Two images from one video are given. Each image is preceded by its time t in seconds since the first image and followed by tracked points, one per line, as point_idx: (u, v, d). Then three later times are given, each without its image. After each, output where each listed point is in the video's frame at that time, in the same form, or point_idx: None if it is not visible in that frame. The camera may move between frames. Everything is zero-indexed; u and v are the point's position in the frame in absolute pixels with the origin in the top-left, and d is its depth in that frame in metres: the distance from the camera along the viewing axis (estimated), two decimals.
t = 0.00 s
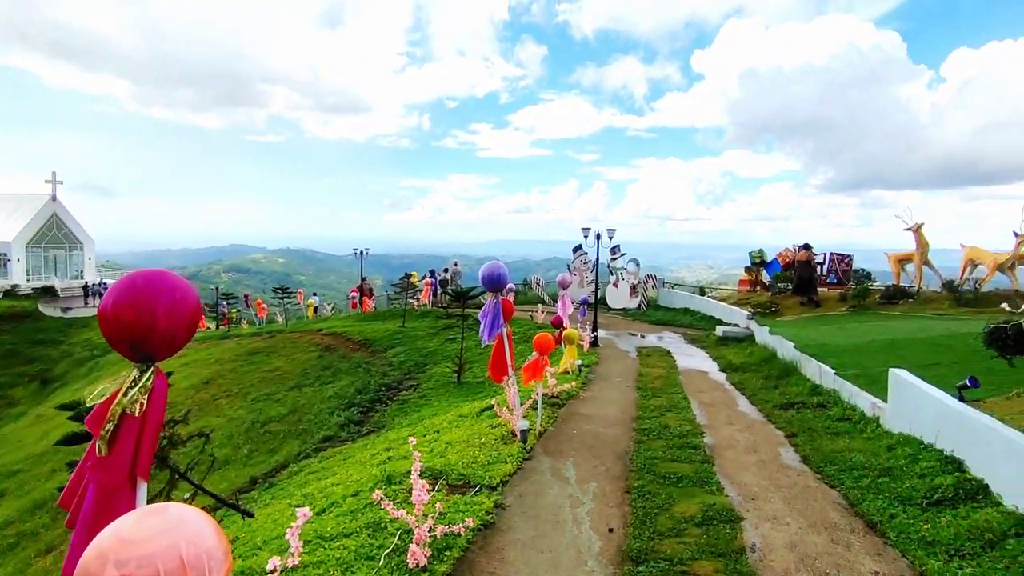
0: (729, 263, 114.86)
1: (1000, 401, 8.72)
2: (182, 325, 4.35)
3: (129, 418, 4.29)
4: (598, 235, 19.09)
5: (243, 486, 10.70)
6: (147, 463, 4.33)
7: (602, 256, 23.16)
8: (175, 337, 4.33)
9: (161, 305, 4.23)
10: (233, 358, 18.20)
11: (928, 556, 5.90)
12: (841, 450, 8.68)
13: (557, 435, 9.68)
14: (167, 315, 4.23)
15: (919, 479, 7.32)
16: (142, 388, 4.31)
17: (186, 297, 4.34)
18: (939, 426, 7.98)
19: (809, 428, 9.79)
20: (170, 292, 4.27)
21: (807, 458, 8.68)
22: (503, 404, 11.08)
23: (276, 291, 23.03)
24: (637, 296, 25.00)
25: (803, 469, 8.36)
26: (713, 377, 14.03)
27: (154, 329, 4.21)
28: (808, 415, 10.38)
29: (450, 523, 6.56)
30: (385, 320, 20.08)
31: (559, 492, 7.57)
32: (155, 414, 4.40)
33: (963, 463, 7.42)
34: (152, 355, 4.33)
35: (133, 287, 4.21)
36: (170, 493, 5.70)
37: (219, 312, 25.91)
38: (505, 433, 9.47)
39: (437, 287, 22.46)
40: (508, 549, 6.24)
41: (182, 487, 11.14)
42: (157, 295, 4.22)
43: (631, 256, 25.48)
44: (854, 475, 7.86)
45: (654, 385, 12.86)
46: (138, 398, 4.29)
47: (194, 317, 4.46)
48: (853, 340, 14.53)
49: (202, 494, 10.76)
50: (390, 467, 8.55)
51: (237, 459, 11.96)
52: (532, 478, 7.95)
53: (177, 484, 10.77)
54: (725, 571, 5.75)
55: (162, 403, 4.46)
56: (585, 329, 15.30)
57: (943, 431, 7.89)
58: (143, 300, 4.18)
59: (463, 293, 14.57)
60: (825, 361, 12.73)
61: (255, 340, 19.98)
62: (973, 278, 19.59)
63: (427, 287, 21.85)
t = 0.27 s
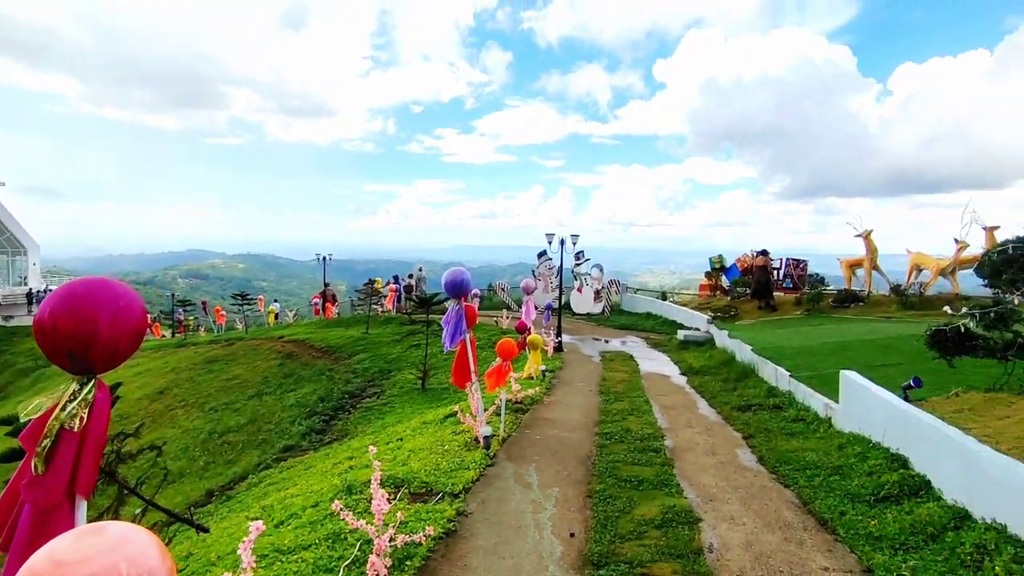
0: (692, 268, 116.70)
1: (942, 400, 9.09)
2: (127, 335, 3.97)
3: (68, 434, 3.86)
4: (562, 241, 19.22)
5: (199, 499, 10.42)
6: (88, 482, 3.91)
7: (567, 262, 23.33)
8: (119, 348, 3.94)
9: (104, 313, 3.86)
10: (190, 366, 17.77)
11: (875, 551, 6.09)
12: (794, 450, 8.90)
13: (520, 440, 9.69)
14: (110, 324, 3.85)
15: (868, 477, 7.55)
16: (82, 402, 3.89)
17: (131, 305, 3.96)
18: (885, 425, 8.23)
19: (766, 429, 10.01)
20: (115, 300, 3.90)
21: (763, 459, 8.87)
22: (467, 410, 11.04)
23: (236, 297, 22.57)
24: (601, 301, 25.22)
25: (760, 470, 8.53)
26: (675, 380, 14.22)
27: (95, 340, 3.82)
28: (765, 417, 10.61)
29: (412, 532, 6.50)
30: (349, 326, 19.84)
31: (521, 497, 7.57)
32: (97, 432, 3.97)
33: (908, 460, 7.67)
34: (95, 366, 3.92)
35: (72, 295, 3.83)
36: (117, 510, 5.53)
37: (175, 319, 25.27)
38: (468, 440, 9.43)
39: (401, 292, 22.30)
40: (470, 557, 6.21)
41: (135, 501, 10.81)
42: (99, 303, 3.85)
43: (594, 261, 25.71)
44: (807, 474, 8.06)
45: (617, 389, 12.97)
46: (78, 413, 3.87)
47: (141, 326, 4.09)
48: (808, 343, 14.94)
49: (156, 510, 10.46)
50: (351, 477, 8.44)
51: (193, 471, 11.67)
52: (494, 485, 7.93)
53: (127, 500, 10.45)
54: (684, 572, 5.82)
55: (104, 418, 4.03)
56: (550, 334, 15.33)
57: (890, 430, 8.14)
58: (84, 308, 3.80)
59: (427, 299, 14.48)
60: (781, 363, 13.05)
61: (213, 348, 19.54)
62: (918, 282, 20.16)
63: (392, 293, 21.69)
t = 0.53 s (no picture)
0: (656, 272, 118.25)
1: (891, 399, 9.38)
2: (68, 344, 3.80)
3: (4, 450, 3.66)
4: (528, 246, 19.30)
5: (154, 513, 10.13)
6: (26, 500, 3.71)
7: (533, 266, 23.41)
8: (58, 357, 3.78)
9: (41, 321, 3.70)
10: (146, 375, 17.27)
11: (827, 547, 6.25)
12: (753, 450, 9.08)
13: (484, 446, 9.67)
14: (48, 333, 3.69)
15: (821, 475, 7.74)
16: (19, 415, 3.70)
17: (71, 313, 3.81)
18: (838, 424, 8.45)
19: (726, 430, 10.19)
20: (53, 308, 3.74)
21: (723, 460, 9.04)
22: (432, 416, 10.97)
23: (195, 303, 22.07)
24: (566, 306, 25.36)
25: (719, 471, 8.68)
26: (638, 383, 14.37)
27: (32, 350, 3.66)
28: (725, 418, 10.80)
29: (373, 542, 6.43)
30: (312, 332, 19.56)
31: (485, 503, 7.56)
32: (35, 447, 3.78)
33: (859, 458, 7.89)
34: (32, 378, 3.75)
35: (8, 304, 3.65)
36: (62, 528, 5.31)
37: (129, 326, 24.53)
38: (432, 446, 9.37)
39: (366, 297, 22.08)
40: (433, 565, 6.17)
41: (84, 518, 10.43)
42: (36, 312, 3.69)
43: (560, 265, 25.86)
44: (764, 474, 8.24)
45: (582, 393, 13.05)
46: (15, 426, 3.68)
47: (83, 335, 3.93)
48: (766, 345, 15.27)
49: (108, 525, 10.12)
50: (313, 486, 8.30)
51: (148, 484, 11.36)
52: (458, 491, 7.90)
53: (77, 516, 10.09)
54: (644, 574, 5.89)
55: (45, 432, 3.84)
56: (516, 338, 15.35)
57: (842, 430, 8.36)
58: (19, 317, 3.63)
59: (392, 304, 14.37)
60: (741, 365, 13.31)
61: (170, 356, 19.00)
62: (870, 285, 20.92)
63: (356, 298, 21.47)
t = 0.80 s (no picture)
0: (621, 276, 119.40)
1: (843, 399, 9.62)
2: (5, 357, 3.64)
3: None
4: (494, 251, 19.31)
5: (104, 528, 9.81)
6: None
7: (498, 271, 23.43)
8: None
9: None
10: (97, 385, 16.72)
11: (781, 545, 6.38)
12: (712, 451, 9.23)
13: (448, 451, 9.62)
14: None
15: (777, 474, 7.90)
16: None
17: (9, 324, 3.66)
18: (793, 425, 8.65)
19: (686, 432, 10.34)
20: None
21: (683, 462, 9.16)
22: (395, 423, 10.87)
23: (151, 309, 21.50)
24: (532, 310, 25.43)
25: (680, 473, 8.80)
26: (602, 387, 14.48)
27: None
28: (686, 420, 10.95)
29: (332, 552, 6.33)
30: (273, 339, 19.21)
31: (448, 510, 7.52)
32: None
33: (813, 458, 8.08)
34: None
35: None
36: None
37: (80, 334, 23.72)
38: (395, 453, 9.29)
39: (329, 303, 21.79)
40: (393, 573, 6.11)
41: (28, 535, 10.03)
42: None
43: (526, 270, 25.92)
44: (723, 475, 8.38)
45: (547, 397, 13.09)
46: None
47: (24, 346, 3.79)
48: (726, 348, 15.54)
49: (55, 542, 9.76)
50: (270, 497, 8.14)
51: (98, 499, 11.00)
52: (420, 497, 7.84)
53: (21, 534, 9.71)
54: None
55: None
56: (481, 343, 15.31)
57: (797, 430, 8.55)
58: None
59: (356, 309, 14.22)
60: (701, 368, 13.52)
61: (123, 364, 18.44)
62: (825, 289, 21.51)
63: (319, 303, 21.19)
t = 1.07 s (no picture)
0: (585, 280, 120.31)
1: (795, 399, 9.89)
2: None
3: None
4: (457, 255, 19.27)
5: (45, 547, 9.42)
6: None
7: (462, 275, 23.39)
8: None
9: None
10: (42, 395, 16.10)
11: (737, 543, 6.51)
12: (671, 452, 9.35)
13: (410, 458, 9.54)
14: None
15: (733, 474, 8.05)
16: None
17: None
18: (748, 425, 8.81)
19: (647, 435, 10.47)
20: None
21: (643, 464, 9.27)
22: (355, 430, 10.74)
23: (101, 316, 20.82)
24: (496, 315, 25.44)
25: (640, 475, 8.89)
26: (565, 391, 14.55)
27: None
28: (647, 423, 11.08)
29: (288, 563, 6.20)
30: (231, 345, 18.80)
31: (408, 517, 7.45)
32: None
33: (767, 457, 8.25)
34: None
35: None
36: None
37: (24, 342, 22.80)
38: (356, 461, 9.17)
39: (290, 308, 21.45)
40: None
41: None
42: None
43: (490, 274, 25.93)
44: (681, 476, 8.50)
45: (510, 402, 13.10)
46: None
47: None
48: (686, 351, 15.79)
49: None
50: (223, 510, 7.95)
51: (40, 515, 10.58)
52: (380, 505, 7.74)
53: None
54: None
55: None
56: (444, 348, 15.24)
57: (752, 431, 8.72)
58: None
59: (317, 315, 14.03)
60: (661, 371, 13.70)
61: (71, 373, 17.80)
62: (780, 293, 22.04)
63: (280, 308, 20.87)
